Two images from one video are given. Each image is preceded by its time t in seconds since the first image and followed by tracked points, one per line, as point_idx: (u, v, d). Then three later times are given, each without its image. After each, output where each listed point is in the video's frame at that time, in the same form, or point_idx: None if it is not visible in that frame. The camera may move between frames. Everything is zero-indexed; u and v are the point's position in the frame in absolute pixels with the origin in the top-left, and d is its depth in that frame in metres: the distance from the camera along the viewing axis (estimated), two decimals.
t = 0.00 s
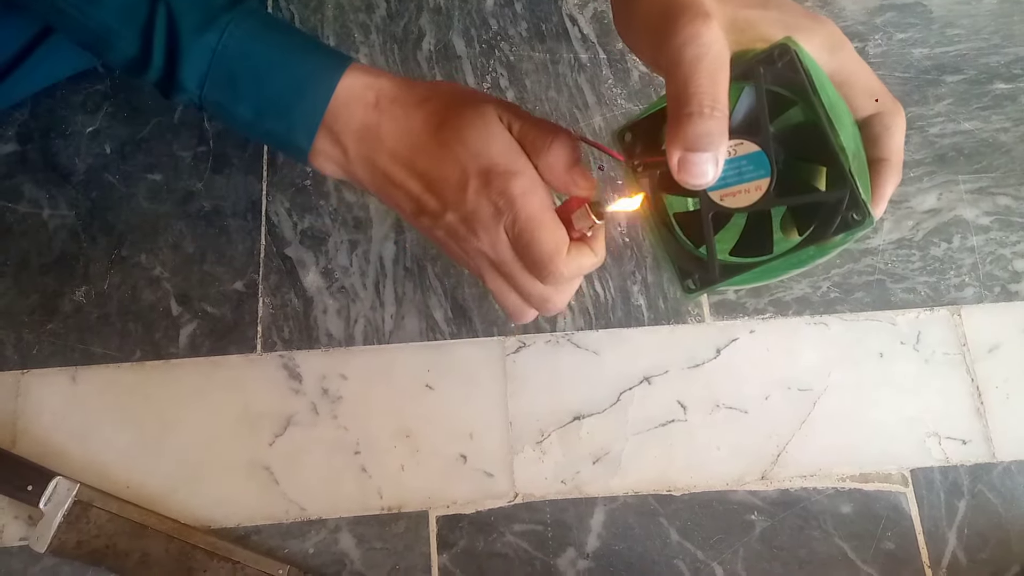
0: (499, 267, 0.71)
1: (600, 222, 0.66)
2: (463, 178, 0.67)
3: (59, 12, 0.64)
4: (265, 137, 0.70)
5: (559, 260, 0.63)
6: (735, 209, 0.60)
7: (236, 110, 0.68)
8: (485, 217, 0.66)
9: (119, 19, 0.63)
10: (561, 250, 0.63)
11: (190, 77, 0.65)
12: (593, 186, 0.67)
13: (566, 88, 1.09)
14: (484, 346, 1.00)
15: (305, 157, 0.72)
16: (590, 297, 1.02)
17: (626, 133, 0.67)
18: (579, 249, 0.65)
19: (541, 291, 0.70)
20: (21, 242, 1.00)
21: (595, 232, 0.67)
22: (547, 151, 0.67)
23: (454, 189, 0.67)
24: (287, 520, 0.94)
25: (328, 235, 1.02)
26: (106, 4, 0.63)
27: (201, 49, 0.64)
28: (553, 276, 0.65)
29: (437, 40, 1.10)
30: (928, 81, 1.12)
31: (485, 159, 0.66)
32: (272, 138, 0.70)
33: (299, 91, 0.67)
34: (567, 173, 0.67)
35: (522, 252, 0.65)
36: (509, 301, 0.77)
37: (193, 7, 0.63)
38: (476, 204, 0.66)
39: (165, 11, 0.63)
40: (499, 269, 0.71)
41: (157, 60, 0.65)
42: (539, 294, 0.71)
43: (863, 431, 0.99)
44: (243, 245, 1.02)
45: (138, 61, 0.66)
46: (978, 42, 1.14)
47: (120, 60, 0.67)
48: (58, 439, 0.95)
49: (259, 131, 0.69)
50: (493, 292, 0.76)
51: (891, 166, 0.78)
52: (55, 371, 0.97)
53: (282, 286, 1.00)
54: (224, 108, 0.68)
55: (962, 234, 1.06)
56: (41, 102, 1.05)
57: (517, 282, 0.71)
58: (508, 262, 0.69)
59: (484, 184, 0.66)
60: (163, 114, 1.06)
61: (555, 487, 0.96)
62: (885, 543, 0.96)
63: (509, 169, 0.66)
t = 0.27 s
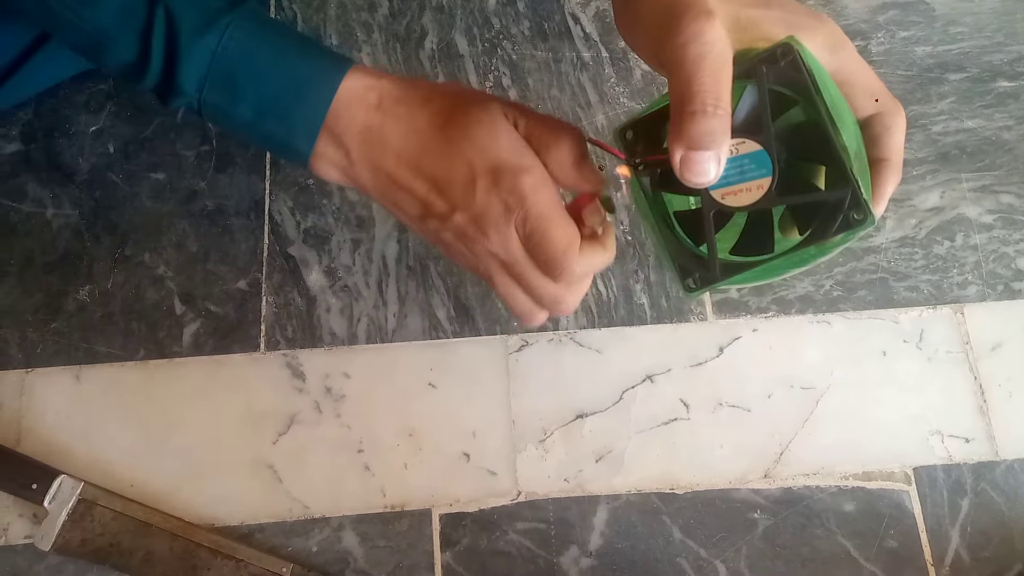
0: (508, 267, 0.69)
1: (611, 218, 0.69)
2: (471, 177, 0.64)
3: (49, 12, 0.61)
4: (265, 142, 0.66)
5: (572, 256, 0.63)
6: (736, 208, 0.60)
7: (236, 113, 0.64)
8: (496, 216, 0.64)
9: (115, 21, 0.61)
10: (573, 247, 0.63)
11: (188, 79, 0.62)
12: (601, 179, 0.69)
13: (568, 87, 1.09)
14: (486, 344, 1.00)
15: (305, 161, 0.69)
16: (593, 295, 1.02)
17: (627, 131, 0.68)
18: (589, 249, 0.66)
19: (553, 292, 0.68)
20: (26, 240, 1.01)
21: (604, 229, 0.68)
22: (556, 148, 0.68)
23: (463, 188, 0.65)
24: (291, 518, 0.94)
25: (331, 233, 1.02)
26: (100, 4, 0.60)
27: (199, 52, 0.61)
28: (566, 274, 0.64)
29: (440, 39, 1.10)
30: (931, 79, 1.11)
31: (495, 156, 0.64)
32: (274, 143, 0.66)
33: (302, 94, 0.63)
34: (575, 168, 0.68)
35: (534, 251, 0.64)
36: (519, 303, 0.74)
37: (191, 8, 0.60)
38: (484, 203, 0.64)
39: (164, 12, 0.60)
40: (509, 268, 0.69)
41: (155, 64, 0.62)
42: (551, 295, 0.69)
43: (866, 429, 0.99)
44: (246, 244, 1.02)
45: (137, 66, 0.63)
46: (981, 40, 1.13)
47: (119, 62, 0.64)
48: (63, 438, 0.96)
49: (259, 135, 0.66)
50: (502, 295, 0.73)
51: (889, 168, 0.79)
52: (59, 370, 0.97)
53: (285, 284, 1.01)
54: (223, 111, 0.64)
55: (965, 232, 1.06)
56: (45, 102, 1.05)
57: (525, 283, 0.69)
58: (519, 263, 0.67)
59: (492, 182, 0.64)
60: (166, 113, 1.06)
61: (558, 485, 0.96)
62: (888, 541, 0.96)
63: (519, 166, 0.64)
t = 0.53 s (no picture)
0: (514, 324, 0.72)
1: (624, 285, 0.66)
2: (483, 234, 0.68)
3: (60, 38, 0.66)
4: (269, 177, 0.71)
5: (580, 325, 0.64)
6: (728, 207, 0.60)
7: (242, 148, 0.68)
8: (505, 273, 0.68)
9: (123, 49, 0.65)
10: (584, 312, 0.64)
11: (195, 113, 0.66)
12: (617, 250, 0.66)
13: (569, 86, 1.09)
14: (487, 344, 1.00)
15: (315, 203, 0.73)
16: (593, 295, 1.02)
17: (620, 130, 0.66)
18: (600, 312, 0.65)
19: (557, 354, 0.71)
20: (27, 239, 1.01)
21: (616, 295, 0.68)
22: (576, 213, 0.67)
23: (474, 244, 0.69)
24: (291, 517, 0.94)
25: (331, 233, 1.02)
26: (105, 31, 0.64)
27: (206, 87, 0.65)
28: (572, 341, 0.66)
29: (440, 38, 1.10)
30: (931, 78, 1.11)
31: (507, 216, 0.67)
32: (278, 180, 0.70)
33: (303, 130, 0.67)
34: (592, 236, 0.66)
35: (542, 311, 0.66)
36: (524, 361, 0.76)
37: (200, 44, 0.64)
38: (495, 262, 0.68)
39: (173, 47, 0.64)
40: (515, 326, 0.72)
41: (162, 92, 0.66)
42: (555, 356, 0.71)
43: (866, 428, 0.99)
44: (246, 243, 1.02)
45: (142, 91, 0.67)
46: (982, 40, 1.13)
47: (127, 87, 0.69)
48: (63, 437, 0.96)
49: (263, 169, 0.70)
50: (506, 350, 0.76)
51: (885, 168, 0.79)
52: (60, 369, 0.98)
53: (286, 284, 1.01)
54: (229, 146, 0.68)
55: (965, 232, 1.06)
56: (45, 101, 1.05)
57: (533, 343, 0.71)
58: (527, 323, 0.70)
59: (505, 242, 0.67)
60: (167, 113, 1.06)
61: (559, 484, 0.96)
62: (888, 540, 0.96)
63: (532, 227, 0.66)
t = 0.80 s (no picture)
0: (517, 250, 0.66)
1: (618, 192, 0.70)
2: (476, 159, 0.63)
3: (48, 16, 0.62)
4: (262, 137, 0.66)
5: (581, 228, 0.62)
6: (740, 205, 0.60)
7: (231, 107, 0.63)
8: (501, 194, 0.63)
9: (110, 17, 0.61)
10: (582, 219, 0.62)
11: (183, 74, 0.61)
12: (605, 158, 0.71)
13: (571, 85, 1.09)
14: (489, 343, 1.00)
15: (304, 153, 0.67)
16: (596, 294, 1.02)
17: (629, 128, 0.65)
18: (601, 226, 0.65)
19: (563, 270, 0.66)
20: (29, 238, 1.01)
21: (612, 202, 0.70)
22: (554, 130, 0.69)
23: (468, 169, 0.64)
24: (294, 516, 0.94)
25: (334, 232, 1.03)
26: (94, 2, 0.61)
27: (192, 48, 0.60)
28: (576, 248, 0.63)
29: (442, 37, 1.10)
30: (934, 77, 1.11)
31: (498, 136, 0.63)
32: (271, 137, 0.65)
33: (296, 82, 0.62)
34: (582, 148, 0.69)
35: (543, 229, 0.63)
36: (527, 285, 0.70)
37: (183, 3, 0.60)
38: (489, 183, 0.63)
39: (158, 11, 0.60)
40: (517, 250, 0.66)
41: (149, 58, 0.62)
42: (561, 274, 0.66)
43: (868, 427, 0.99)
44: (249, 243, 1.02)
45: (130, 64, 0.63)
46: (984, 38, 1.13)
47: (113, 59, 0.64)
48: (67, 437, 0.96)
49: (256, 129, 0.65)
50: (510, 278, 0.70)
51: (895, 165, 0.78)
52: (62, 369, 0.98)
53: (288, 282, 1.01)
54: (219, 106, 0.63)
55: (967, 231, 1.06)
56: (48, 101, 1.05)
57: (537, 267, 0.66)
58: (528, 241, 0.65)
59: (497, 160, 0.63)
60: (169, 112, 1.06)
61: (561, 483, 0.96)
62: (890, 540, 0.96)
63: (523, 145, 0.63)
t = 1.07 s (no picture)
0: (522, 292, 0.66)
1: (629, 244, 0.66)
2: (486, 199, 0.62)
3: (53, 26, 0.59)
4: (270, 158, 0.63)
5: (589, 283, 0.61)
6: (739, 200, 0.60)
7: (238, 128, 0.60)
8: (510, 239, 0.62)
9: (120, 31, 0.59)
10: (591, 272, 0.61)
11: (191, 93, 0.58)
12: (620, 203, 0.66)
13: (572, 84, 1.08)
14: (490, 341, 1.00)
15: (309, 179, 0.65)
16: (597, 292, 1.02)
17: (628, 122, 0.67)
18: (607, 275, 0.63)
19: (567, 318, 0.66)
20: (30, 237, 1.01)
21: (622, 256, 0.66)
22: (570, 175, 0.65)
23: (477, 211, 0.62)
24: (295, 515, 0.94)
25: (335, 231, 1.03)
26: (104, 14, 0.58)
27: (200, 67, 0.58)
28: (581, 300, 0.63)
29: (443, 36, 1.10)
30: (935, 75, 1.11)
31: (512, 177, 0.61)
32: (278, 160, 0.63)
33: (307, 107, 0.60)
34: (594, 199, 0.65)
35: (550, 278, 0.62)
36: (530, 329, 0.70)
37: (195, 22, 0.57)
38: (499, 226, 0.62)
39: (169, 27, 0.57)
40: (522, 293, 0.66)
41: (158, 76, 0.59)
42: (565, 320, 0.66)
43: (870, 426, 0.99)
44: (250, 241, 1.02)
45: (138, 78, 0.60)
46: (986, 37, 1.13)
47: (121, 72, 0.61)
48: (68, 435, 0.96)
49: (264, 151, 0.62)
50: (512, 318, 0.70)
51: (895, 162, 0.78)
52: (63, 367, 0.98)
53: (289, 281, 1.01)
54: (225, 127, 0.60)
55: (968, 229, 1.06)
56: (49, 100, 1.05)
57: (541, 309, 0.66)
58: (533, 286, 0.65)
59: (509, 203, 0.61)
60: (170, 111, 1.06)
61: (562, 482, 0.96)
62: (892, 538, 0.96)
63: (536, 189, 0.61)
